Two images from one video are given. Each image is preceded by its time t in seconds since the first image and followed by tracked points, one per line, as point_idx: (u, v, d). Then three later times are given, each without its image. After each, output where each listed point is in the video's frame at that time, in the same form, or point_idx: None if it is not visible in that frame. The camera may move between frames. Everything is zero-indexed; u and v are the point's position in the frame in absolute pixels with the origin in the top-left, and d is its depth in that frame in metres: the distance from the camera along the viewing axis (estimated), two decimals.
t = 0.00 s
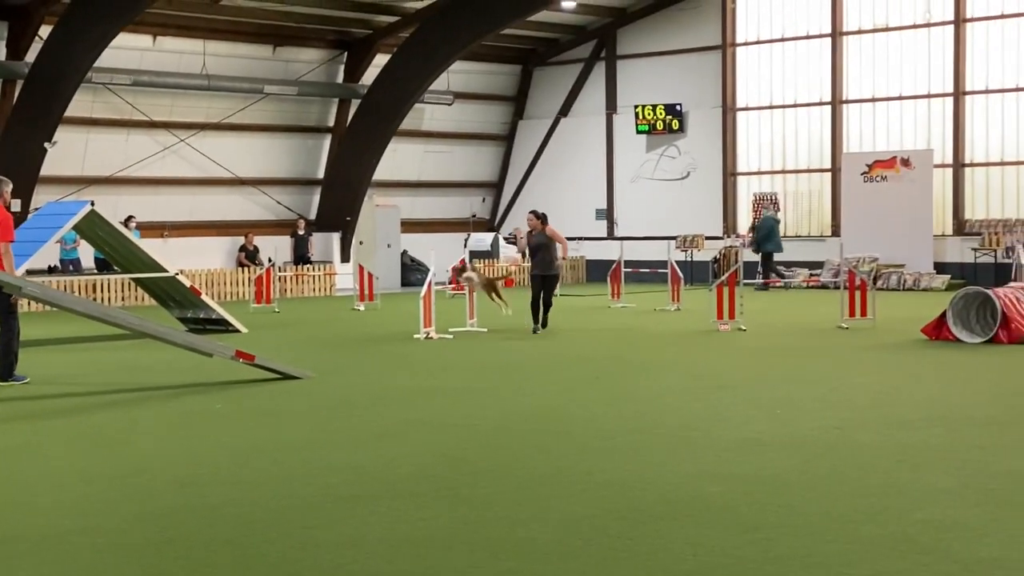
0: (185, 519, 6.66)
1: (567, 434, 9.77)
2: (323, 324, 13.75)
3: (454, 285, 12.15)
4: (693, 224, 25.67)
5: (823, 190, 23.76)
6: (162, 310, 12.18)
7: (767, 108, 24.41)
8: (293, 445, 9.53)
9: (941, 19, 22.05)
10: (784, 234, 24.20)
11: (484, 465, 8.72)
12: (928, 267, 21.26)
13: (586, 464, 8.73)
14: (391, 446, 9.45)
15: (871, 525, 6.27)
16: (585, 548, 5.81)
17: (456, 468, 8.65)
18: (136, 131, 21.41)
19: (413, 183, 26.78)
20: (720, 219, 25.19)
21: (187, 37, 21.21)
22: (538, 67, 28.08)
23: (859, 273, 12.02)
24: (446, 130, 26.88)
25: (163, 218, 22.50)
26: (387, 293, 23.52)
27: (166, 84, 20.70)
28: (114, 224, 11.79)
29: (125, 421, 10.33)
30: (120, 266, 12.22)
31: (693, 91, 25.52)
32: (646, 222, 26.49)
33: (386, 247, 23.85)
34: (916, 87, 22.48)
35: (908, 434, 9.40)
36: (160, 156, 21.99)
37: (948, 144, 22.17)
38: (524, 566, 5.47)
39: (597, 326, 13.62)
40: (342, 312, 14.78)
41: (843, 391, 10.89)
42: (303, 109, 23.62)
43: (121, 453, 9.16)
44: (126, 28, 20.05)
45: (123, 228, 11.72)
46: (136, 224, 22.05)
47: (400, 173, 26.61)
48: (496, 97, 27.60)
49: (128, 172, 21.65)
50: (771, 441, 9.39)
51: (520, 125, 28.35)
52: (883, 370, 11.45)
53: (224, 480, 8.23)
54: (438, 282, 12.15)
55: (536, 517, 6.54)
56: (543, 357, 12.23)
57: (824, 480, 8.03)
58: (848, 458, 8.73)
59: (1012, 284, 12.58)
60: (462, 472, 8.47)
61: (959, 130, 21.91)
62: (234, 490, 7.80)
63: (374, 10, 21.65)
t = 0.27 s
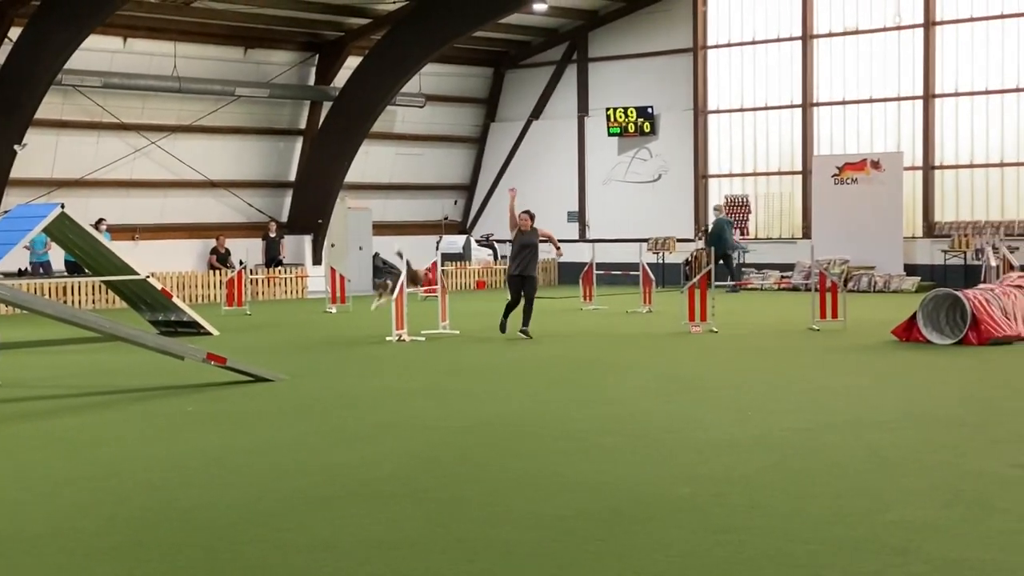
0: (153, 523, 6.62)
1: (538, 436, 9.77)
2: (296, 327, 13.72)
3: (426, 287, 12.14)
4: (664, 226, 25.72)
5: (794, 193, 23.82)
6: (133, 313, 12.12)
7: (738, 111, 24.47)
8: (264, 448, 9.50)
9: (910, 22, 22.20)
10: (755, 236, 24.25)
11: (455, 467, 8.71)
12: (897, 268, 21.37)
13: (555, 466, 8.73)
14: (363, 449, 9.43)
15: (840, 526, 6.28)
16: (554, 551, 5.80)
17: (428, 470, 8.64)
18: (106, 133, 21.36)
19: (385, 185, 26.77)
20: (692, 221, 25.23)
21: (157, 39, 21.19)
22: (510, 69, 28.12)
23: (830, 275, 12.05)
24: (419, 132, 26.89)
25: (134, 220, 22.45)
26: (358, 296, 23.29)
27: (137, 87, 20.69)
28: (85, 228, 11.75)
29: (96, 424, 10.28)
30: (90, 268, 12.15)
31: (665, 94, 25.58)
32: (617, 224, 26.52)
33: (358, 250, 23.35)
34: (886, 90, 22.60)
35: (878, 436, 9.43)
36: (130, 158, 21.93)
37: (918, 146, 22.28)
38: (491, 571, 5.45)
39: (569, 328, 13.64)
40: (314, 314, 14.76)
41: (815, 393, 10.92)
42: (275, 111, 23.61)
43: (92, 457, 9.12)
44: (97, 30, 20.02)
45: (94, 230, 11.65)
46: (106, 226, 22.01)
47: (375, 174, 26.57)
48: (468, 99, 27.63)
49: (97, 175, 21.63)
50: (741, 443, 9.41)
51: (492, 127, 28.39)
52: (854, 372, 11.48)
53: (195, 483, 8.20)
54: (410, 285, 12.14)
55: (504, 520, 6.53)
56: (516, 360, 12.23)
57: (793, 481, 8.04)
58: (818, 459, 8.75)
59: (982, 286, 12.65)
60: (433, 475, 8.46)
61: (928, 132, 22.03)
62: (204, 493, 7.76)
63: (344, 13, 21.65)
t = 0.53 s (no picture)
0: (118, 526, 6.56)
1: (508, 437, 9.76)
2: (265, 329, 13.69)
3: (397, 288, 12.13)
4: (634, 227, 25.78)
5: (763, 194, 23.90)
6: (101, 315, 12.04)
7: (708, 113, 24.54)
8: (233, 450, 9.45)
9: (879, 24, 22.31)
10: (724, 237, 24.36)
11: (425, 470, 8.69)
12: (866, 269, 21.50)
13: (524, 468, 8.72)
14: (332, 451, 9.40)
15: (807, 526, 6.29)
16: (521, 553, 5.78)
17: (397, 472, 8.63)
18: (75, 134, 21.29)
19: (356, 187, 26.72)
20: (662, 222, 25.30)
21: (126, 40, 21.10)
22: (480, 71, 28.13)
23: (799, 276, 12.08)
24: (390, 134, 26.89)
25: (103, 221, 22.34)
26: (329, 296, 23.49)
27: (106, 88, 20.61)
28: (55, 231, 11.64)
29: (64, 427, 10.21)
30: (58, 270, 12.05)
31: (635, 95, 25.63)
32: (587, 225, 26.55)
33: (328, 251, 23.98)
34: (854, 92, 22.71)
35: (847, 435, 9.47)
36: (99, 160, 21.85)
37: (886, 148, 22.40)
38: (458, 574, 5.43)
39: (540, 329, 13.65)
40: (283, 316, 14.73)
41: (785, 393, 10.96)
42: (245, 112, 23.55)
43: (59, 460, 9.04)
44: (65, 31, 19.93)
45: (62, 231, 11.55)
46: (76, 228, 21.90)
47: (349, 176, 26.52)
48: (438, 101, 27.63)
49: (66, 176, 21.51)
50: (710, 443, 9.43)
51: (462, 129, 28.41)
52: (824, 372, 11.53)
53: (162, 486, 8.15)
54: (380, 286, 12.13)
55: (472, 522, 6.52)
56: (486, 361, 12.22)
57: (762, 481, 8.06)
58: (787, 459, 8.78)
59: (948, 286, 12.74)
60: (401, 476, 8.43)
61: (896, 133, 22.15)
62: (170, 495, 7.71)
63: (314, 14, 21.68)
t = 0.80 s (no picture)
0: (83, 529, 6.52)
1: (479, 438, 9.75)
2: (236, 330, 13.66)
3: (368, 289, 12.13)
4: (606, 228, 25.81)
5: (734, 195, 24.00)
6: (70, 316, 11.99)
7: (679, 113, 24.61)
8: (203, 452, 9.41)
9: (848, 26, 22.43)
10: (696, 238, 24.47)
11: (396, 470, 8.68)
12: (836, 269, 21.65)
13: (495, 468, 8.71)
14: (303, 452, 9.37)
15: (776, 525, 6.30)
16: (489, 554, 5.77)
17: (367, 473, 8.61)
18: (44, 134, 21.19)
19: (328, 187, 26.67)
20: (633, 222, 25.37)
21: (96, 40, 21.03)
22: (452, 71, 28.10)
23: (770, 276, 12.13)
24: (361, 134, 26.85)
25: (72, 221, 22.15)
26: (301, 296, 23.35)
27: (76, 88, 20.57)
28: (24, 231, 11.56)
29: (33, 429, 10.13)
30: (27, 271, 11.97)
31: (606, 96, 25.66)
32: (559, 226, 26.58)
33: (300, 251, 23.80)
34: (824, 93, 22.83)
35: (816, 435, 9.51)
36: (69, 160, 21.75)
37: (855, 149, 22.52)
38: None
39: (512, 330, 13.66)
40: (254, 317, 14.69)
41: (756, 393, 10.99)
42: (215, 112, 23.57)
43: (27, 463, 8.97)
44: (33, 30, 19.85)
45: (31, 232, 11.49)
46: (44, 228, 21.70)
47: (321, 176, 26.48)
48: (409, 101, 27.61)
49: (35, 176, 21.35)
50: (681, 443, 9.45)
51: (434, 129, 28.39)
52: (794, 372, 11.58)
53: (129, 488, 8.12)
54: (352, 287, 12.13)
55: (440, 523, 6.50)
56: (459, 361, 12.21)
57: (732, 481, 8.08)
58: (758, 459, 8.80)
59: (917, 286, 12.82)
60: (372, 477, 8.41)
61: (866, 134, 22.28)
62: (138, 497, 7.66)
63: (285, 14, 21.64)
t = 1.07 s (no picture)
0: (50, 532, 6.46)
1: (452, 438, 9.74)
2: (207, 330, 13.58)
3: (341, 288, 12.10)
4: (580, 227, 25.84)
5: (707, 195, 24.09)
6: (38, 316, 11.90)
7: (652, 113, 24.67)
8: (173, 452, 9.36)
9: (820, 26, 22.54)
10: (669, 238, 24.59)
11: (368, 471, 8.65)
12: (808, 269, 21.77)
13: (467, 468, 8.70)
14: (274, 452, 9.33)
15: (745, 523, 6.32)
16: (458, 554, 5.76)
17: (339, 473, 8.58)
18: (14, 133, 21.01)
19: (299, 187, 26.71)
20: (607, 221, 25.42)
21: (66, 38, 20.86)
22: (425, 71, 28.03)
23: (742, 276, 12.17)
24: (334, 134, 26.81)
25: (42, 221, 22.03)
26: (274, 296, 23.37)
27: (46, 86, 20.40)
28: None
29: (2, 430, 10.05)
30: None
31: (579, 96, 25.69)
32: (533, 226, 26.61)
33: (272, 251, 23.76)
34: (796, 94, 22.94)
35: (788, 433, 9.54)
36: (39, 159, 21.58)
37: (827, 149, 22.64)
38: None
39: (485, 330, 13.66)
40: (226, 317, 14.62)
41: (728, 392, 11.03)
42: (187, 111, 23.38)
43: None
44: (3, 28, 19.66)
45: None
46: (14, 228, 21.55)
47: (294, 175, 26.55)
48: (383, 101, 27.56)
49: (5, 176, 21.18)
50: (653, 443, 9.47)
51: (407, 129, 28.34)
52: (766, 371, 11.62)
53: (98, 489, 8.05)
54: (324, 287, 12.10)
55: (411, 523, 6.49)
56: (431, 361, 12.20)
57: (703, 480, 8.10)
58: (730, 458, 8.83)
59: (888, 286, 12.90)
60: (343, 477, 8.39)
61: (837, 134, 22.40)
62: (108, 498, 7.61)
63: (258, 12, 21.53)
